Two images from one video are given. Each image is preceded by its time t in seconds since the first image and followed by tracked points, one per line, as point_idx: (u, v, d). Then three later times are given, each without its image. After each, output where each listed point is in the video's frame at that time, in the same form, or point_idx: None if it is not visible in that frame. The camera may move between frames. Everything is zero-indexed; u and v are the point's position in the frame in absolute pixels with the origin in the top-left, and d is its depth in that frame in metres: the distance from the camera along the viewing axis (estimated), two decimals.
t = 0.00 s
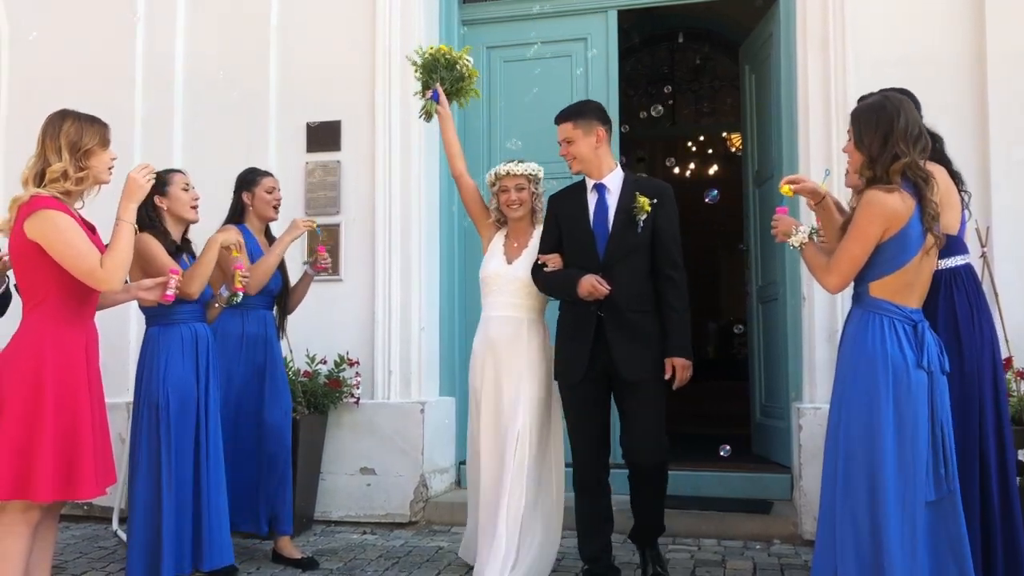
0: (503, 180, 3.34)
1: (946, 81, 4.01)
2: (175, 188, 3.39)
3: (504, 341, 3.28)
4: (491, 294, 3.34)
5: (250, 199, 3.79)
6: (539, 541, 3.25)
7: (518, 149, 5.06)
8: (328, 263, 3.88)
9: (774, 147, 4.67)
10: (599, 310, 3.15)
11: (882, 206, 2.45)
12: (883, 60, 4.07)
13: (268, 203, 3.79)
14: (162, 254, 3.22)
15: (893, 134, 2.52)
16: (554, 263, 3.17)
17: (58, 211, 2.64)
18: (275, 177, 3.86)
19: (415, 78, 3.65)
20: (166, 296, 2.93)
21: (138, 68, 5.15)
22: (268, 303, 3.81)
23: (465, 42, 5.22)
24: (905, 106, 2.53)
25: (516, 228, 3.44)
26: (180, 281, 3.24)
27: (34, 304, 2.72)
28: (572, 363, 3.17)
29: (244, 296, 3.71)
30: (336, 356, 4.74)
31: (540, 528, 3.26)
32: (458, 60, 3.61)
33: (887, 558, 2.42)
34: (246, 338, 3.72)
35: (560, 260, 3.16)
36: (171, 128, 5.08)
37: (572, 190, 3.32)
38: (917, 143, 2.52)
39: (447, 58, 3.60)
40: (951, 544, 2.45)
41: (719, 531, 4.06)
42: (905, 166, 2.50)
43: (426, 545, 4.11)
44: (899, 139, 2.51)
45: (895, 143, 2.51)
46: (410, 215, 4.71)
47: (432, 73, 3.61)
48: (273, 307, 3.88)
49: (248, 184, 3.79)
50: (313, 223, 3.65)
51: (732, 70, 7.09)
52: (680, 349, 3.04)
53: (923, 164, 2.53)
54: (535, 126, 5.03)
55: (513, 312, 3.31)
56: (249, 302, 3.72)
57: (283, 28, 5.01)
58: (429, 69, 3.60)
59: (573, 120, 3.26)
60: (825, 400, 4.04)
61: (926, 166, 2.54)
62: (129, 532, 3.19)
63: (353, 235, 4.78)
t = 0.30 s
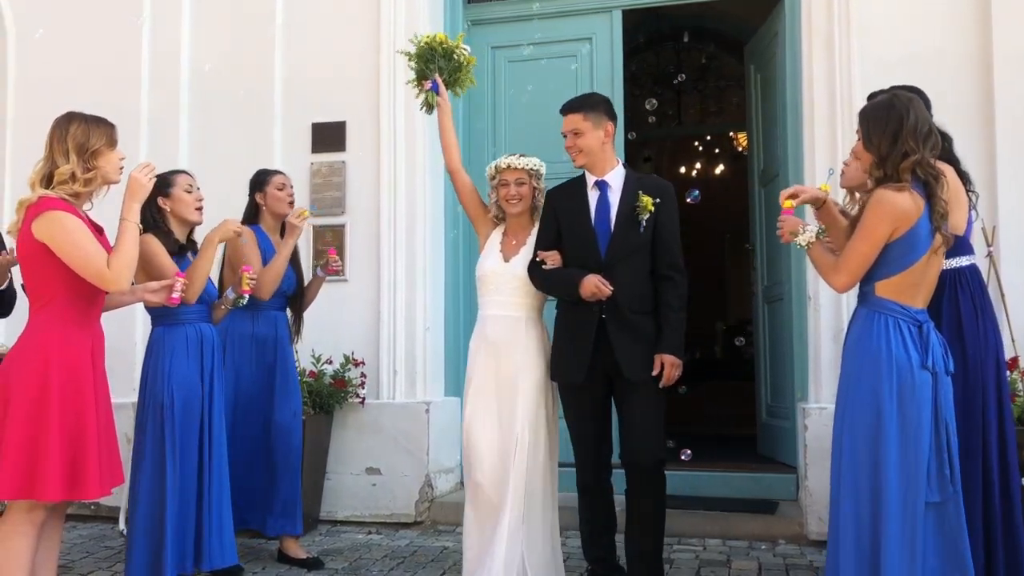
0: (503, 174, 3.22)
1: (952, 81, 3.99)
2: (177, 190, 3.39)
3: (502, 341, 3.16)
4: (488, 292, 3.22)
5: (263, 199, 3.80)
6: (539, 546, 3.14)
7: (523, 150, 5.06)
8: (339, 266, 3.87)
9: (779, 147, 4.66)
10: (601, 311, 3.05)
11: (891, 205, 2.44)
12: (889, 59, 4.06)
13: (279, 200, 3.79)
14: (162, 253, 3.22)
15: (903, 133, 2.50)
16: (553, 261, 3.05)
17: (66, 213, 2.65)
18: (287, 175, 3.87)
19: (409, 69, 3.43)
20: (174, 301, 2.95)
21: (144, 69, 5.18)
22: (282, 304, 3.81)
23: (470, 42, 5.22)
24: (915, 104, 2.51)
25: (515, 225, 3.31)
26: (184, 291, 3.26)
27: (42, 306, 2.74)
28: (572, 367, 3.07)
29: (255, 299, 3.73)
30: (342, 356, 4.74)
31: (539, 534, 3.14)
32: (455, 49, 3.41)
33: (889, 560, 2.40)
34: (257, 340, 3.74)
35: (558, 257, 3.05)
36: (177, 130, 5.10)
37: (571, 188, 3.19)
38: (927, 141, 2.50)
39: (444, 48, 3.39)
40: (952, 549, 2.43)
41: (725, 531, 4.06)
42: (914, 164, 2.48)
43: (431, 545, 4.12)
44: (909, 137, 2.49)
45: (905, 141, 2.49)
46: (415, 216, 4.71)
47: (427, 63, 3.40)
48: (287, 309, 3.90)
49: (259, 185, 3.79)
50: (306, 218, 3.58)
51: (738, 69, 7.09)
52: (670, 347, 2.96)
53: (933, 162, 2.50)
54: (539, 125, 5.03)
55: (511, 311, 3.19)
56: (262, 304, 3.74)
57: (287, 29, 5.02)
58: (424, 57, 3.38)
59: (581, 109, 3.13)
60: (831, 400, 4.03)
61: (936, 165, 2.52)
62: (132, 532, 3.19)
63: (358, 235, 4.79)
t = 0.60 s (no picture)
0: (503, 172, 3.19)
1: (959, 79, 3.98)
2: (179, 190, 3.40)
3: (504, 340, 3.15)
4: (489, 292, 3.21)
5: (275, 201, 3.82)
6: (548, 547, 3.12)
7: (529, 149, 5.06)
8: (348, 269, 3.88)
9: (786, 146, 4.65)
10: (606, 316, 2.99)
11: (898, 205, 2.43)
12: (896, 59, 4.05)
13: (292, 203, 3.81)
14: (166, 254, 3.24)
15: (911, 132, 2.49)
16: (558, 262, 3.01)
17: (72, 215, 2.67)
18: (301, 178, 3.88)
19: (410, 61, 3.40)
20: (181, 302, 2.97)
21: (151, 71, 5.20)
22: (293, 307, 3.83)
23: (476, 43, 5.23)
24: (923, 104, 2.50)
25: (514, 222, 3.29)
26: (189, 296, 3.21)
27: (50, 308, 2.75)
28: (578, 371, 3.02)
29: (267, 300, 3.76)
30: (348, 357, 4.75)
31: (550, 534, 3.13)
32: (461, 50, 3.40)
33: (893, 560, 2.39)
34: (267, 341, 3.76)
35: (562, 258, 3.00)
36: (184, 131, 5.12)
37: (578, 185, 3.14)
38: (935, 141, 2.49)
39: (449, 45, 3.37)
40: (955, 550, 2.43)
41: (731, 531, 4.05)
42: (922, 163, 2.47)
43: (437, 546, 4.12)
44: (916, 137, 2.47)
45: (912, 141, 2.48)
46: (420, 216, 4.72)
47: (429, 58, 3.37)
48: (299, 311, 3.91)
49: (270, 187, 3.82)
50: (311, 216, 3.59)
51: (745, 69, 7.09)
52: (681, 355, 2.91)
53: (941, 162, 2.49)
54: (545, 125, 5.04)
55: (512, 310, 3.18)
56: (273, 306, 3.76)
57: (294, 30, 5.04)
58: (427, 52, 3.36)
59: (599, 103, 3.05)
60: (838, 400, 4.02)
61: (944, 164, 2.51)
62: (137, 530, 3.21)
63: (364, 236, 4.80)
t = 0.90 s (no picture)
0: (501, 168, 3.13)
1: (969, 78, 3.96)
2: (186, 193, 3.40)
3: (506, 343, 3.08)
4: (488, 292, 3.13)
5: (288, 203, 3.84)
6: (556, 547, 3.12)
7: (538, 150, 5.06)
8: (360, 272, 3.92)
9: (795, 145, 4.64)
10: (610, 321, 2.88)
11: (907, 203, 2.41)
12: (905, 57, 4.03)
13: (305, 206, 3.82)
14: (174, 259, 3.27)
15: (922, 130, 2.47)
16: (565, 264, 2.89)
17: (81, 216, 2.69)
18: (314, 180, 3.89)
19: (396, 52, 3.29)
20: (191, 303, 3.00)
21: (162, 73, 5.24)
22: (306, 309, 3.85)
23: (484, 44, 5.24)
24: (934, 103, 2.49)
25: (514, 219, 3.22)
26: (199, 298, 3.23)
27: (60, 309, 2.78)
28: (578, 379, 2.91)
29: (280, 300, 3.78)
30: (357, 357, 4.77)
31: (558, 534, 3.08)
32: (447, 36, 3.27)
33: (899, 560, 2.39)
34: (278, 342, 3.77)
35: (570, 261, 2.89)
36: (195, 133, 5.16)
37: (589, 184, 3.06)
38: (947, 140, 2.48)
39: (435, 34, 3.24)
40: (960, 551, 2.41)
41: (740, 532, 4.04)
42: (934, 162, 2.46)
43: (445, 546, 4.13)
44: (927, 135, 2.46)
45: (924, 139, 2.47)
46: (429, 217, 4.73)
47: (416, 49, 3.25)
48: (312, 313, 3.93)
49: (284, 189, 3.84)
50: (322, 218, 3.59)
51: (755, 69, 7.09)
52: (704, 374, 2.81)
53: (953, 161, 2.48)
54: (553, 126, 5.03)
55: (513, 311, 3.11)
56: (287, 308, 3.78)
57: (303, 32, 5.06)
58: (413, 42, 3.23)
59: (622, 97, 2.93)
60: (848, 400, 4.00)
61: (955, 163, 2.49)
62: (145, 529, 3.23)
63: (373, 236, 4.82)
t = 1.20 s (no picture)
0: (492, 169, 3.01)
1: (979, 76, 3.92)
2: (194, 193, 3.41)
3: (501, 347, 2.95)
4: (480, 296, 3.01)
5: (298, 204, 3.86)
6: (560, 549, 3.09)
7: (545, 150, 5.05)
8: (369, 273, 3.92)
9: (804, 144, 4.61)
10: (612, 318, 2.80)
11: (915, 202, 2.39)
12: (913, 56, 4.00)
13: (314, 207, 3.83)
14: (180, 259, 3.28)
15: (929, 129, 2.46)
16: (574, 257, 2.87)
17: (86, 218, 2.70)
18: (323, 181, 3.91)
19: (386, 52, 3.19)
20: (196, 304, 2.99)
21: (171, 76, 5.26)
22: (316, 309, 3.85)
23: (492, 45, 5.24)
24: (940, 101, 2.48)
25: (505, 220, 3.10)
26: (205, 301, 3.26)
27: (66, 311, 2.79)
28: (575, 376, 2.84)
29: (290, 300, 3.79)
30: (365, 358, 4.77)
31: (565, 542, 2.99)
32: (440, 38, 3.16)
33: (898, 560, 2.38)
34: (286, 342, 3.78)
35: (579, 254, 2.87)
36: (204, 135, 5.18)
37: (603, 178, 2.97)
38: (954, 137, 2.46)
39: (427, 34, 3.13)
40: (961, 554, 2.40)
41: (748, 534, 4.02)
42: (942, 159, 2.44)
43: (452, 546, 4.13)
44: (934, 133, 2.45)
45: (931, 137, 2.46)
46: (436, 218, 4.73)
47: (407, 48, 3.14)
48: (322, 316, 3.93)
49: (293, 190, 3.86)
50: (328, 220, 3.59)
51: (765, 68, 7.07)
52: (714, 378, 2.72)
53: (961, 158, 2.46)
54: (560, 126, 5.03)
55: (507, 315, 2.99)
56: (295, 309, 3.79)
57: (311, 34, 5.07)
58: (404, 41, 3.13)
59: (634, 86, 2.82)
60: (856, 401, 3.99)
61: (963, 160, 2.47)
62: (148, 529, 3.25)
63: (380, 237, 4.83)
